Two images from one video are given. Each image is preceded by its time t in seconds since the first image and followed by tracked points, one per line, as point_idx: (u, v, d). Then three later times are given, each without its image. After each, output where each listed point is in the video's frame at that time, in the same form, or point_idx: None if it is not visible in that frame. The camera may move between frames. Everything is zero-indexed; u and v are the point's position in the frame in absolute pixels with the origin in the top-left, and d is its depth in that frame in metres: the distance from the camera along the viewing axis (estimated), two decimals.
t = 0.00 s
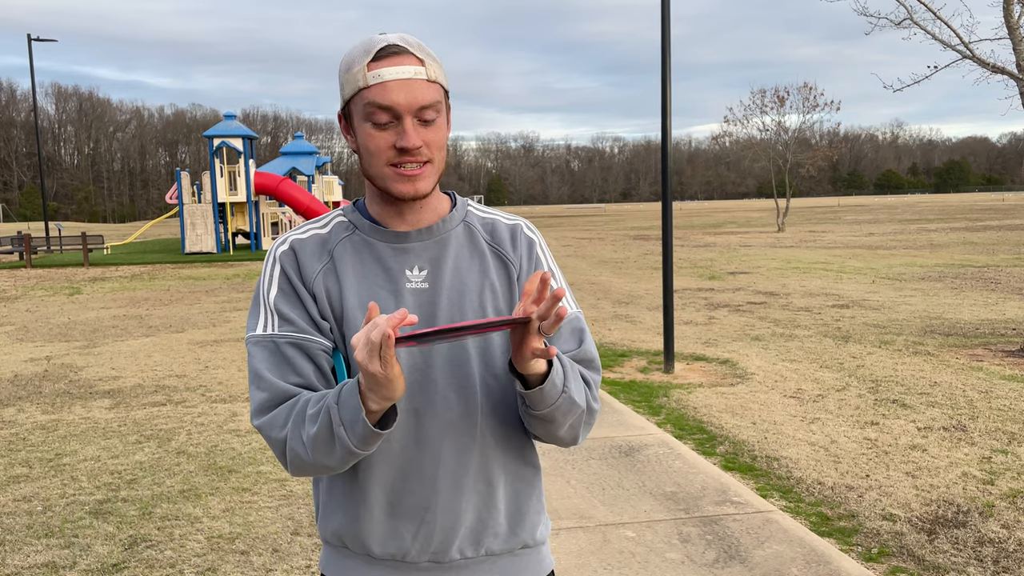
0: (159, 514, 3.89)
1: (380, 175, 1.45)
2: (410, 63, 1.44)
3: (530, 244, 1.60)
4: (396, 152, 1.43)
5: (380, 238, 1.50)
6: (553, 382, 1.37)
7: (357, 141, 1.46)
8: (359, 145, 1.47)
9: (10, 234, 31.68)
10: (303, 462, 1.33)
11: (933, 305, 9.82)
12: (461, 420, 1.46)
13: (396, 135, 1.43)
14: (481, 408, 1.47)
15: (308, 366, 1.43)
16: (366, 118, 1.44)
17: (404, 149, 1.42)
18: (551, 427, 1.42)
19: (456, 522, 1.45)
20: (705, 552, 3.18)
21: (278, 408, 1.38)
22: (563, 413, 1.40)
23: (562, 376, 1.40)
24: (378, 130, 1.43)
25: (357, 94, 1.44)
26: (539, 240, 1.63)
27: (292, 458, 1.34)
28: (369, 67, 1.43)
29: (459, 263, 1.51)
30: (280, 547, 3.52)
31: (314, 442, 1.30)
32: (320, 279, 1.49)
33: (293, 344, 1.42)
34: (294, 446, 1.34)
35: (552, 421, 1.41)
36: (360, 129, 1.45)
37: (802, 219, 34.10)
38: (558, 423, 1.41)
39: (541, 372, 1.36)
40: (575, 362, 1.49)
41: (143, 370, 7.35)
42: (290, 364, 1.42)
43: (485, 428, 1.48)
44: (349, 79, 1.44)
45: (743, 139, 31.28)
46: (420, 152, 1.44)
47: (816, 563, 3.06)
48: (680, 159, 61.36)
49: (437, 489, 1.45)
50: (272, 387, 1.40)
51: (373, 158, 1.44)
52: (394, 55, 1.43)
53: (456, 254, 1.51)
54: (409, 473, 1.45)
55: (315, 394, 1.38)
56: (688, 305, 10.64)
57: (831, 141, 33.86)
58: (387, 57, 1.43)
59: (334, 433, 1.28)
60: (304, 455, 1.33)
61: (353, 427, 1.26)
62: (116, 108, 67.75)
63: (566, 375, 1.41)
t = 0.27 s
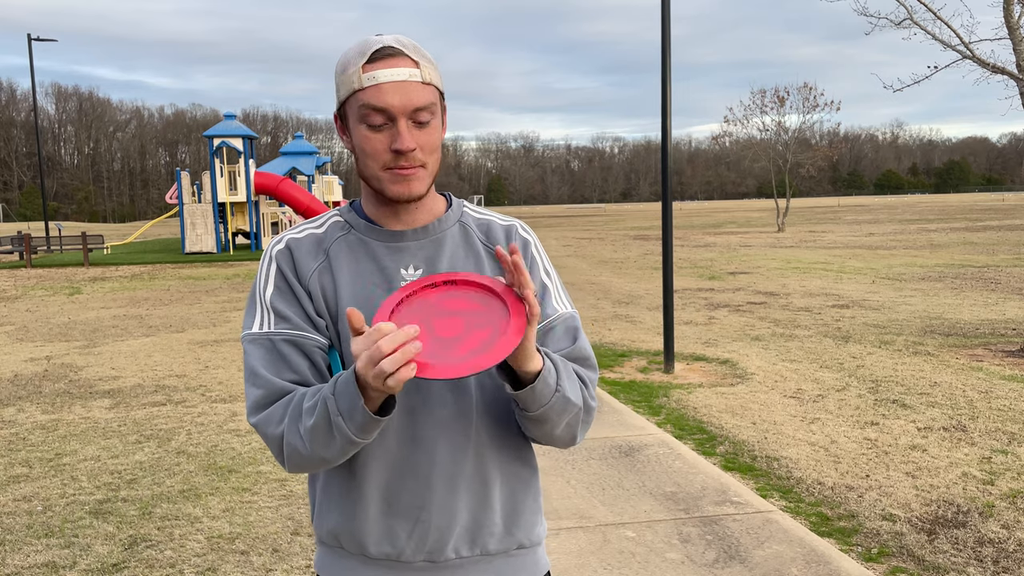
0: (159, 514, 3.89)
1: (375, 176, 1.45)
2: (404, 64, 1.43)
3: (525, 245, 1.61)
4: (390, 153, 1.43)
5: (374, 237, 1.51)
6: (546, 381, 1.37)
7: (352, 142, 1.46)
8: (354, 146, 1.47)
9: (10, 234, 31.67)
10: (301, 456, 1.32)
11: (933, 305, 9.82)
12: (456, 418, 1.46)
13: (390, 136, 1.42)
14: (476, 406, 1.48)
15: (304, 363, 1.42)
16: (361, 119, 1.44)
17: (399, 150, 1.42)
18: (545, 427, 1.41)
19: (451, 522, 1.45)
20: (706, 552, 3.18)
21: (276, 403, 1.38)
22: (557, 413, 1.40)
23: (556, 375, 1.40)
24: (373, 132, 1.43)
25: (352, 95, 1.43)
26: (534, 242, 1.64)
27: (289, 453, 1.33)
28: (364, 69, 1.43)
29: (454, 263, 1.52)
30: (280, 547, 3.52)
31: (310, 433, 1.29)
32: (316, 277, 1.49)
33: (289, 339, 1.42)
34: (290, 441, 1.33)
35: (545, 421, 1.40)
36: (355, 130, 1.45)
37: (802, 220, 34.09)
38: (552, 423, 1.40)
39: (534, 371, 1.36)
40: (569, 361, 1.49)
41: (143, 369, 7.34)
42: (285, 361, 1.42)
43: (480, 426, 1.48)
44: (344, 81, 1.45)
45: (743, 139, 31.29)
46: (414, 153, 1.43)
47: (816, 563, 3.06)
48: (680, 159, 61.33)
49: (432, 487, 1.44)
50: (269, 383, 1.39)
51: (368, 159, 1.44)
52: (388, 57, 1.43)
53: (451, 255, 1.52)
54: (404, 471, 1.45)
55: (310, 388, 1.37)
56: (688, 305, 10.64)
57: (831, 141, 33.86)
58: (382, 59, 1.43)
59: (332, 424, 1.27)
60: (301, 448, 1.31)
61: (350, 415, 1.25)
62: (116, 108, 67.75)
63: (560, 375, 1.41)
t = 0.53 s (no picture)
0: (159, 514, 3.90)
1: (371, 174, 1.46)
2: (402, 65, 1.43)
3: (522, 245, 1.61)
4: (386, 152, 1.43)
5: (370, 237, 1.50)
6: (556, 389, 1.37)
7: (348, 140, 1.47)
8: (350, 144, 1.47)
9: (10, 234, 31.70)
10: (293, 457, 1.33)
11: (933, 305, 9.83)
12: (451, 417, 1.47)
13: (387, 136, 1.43)
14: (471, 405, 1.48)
15: (300, 363, 1.42)
16: (358, 118, 1.44)
17: (395, 149, 1.43)
18: (554, 430, 1.42)
19: (447, 522, 1.45)
20: (706, 552, 3.18)
21: (269, 404, 1.38)
22: (565, 417, 1.41)
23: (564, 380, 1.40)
24: (369, 130, 1.43)
25: (349, 94, 1.44)
26: (531, 242, 1.64)
27: (281, 453, 1.34)
28: (361, 68, 1.43)
29: (450, 263, 1.51)
30: (280, 547, 3.52)
31: (302, 436, 1.30)
32: (312, 277, 1.49)
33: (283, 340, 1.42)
34: (282, 441, 1.33)
35: (553, 425, 1.41)
36: (353, 130, 1.45)
37: (802, 220, 34.09)
38: (561, 426, 1.41)
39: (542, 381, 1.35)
40: (570, 362, 1.48)
41: (143, 370, 7.35)
42: (281, 360, 1.42)
43: (476, 425, 1.48)
44: (341, 80, 1.45)
45: (743, 139, 31.30)
46: (410, 151, 1.44)
47: (816, 563, 3.06)
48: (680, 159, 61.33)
49: (428, 487, 1.44)
50: (264, 382, 1.40)
51: (364, 158, 1.45)
52: (386, 57, 1.43)
53: (448, 254, 1.52)
54: (400, 471, 1.45)
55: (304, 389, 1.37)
56: (688, 305, 10.64)
57: (831, 141, 33.87)
58: (379, 59, 1.43)
59: (322, 428, 1.27)
60: (293, 452, 1.32)
61: (341, 422, 1.25)
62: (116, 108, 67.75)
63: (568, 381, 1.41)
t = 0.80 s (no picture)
0: (159, 513, 3.89)
1: (359, 169, 1.46)
2: (389, 59, 1.44)
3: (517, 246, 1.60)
4: (372, 144, 1.43)
5: (363, 239, 1.50)
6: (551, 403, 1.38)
7: (337, 134, 1.47)
8: (339, 140, 1.48)
9: (10, 234, 31.70)
10: (284, 465, 1.35)
11: (933, 305, 9.82)
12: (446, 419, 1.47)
13: (373, 127, 1.43)
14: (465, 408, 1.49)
15: (292, 369, 1.43)
16: (346, 113, 1.45)
17: (381, 140, 1.42)
18: (546, 438, 1.42)
19: (442, 524, 1.45)
20: (705, 552, 3.18)
21: (262, 410, 1.40)
22: (559, 428, 1.42)
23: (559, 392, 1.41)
24: (356, 123, 1.44)
25: (337, 87, 1.45)
26: (526, 244, 1.63)
27: (273, 461, 1.36)
28: (348, 61, 1.44)
29: (445, 265, 1.50)
30: (280, 547, 3.52)
31: (294, 447, 1.31)
32: (306, 281, 1.49)
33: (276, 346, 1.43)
34: (274, 449, 1.35)
35: (545, 435, 1.42)
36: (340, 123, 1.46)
37: (802, 220, 34.07)
38: (553, 435, 1.42)
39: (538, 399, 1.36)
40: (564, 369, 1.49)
41: (143, 370, 7.35)
42: (274, 366, 1.43)
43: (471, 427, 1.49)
44: (329, 75, 1.46)
45: (743, 139, 31.28)
46: (397, 143, 1.43)
47: (816, 563, 3.06)
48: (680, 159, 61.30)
49: (423, 490, 1.44)
50: (256, 388, 1.41)
51: (351, 152, 1.44)
52: (374, 50, 1.44)
53: (443, 256, 1.51)
54: (394, 473, 1.44)
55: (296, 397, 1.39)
56: (688, 305, 10.64)
57: (831, 141, 33.85)
58: (366, 53, 1.45)
59: (315, 440, 1.29)
60: (285, 459, 1.34)
61: (334, 436, 1.27)
62: (116, 108, 67.75)
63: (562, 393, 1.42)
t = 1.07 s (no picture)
0: (159, 514, 3.89)
1: (351, 177, 1.44)
2: (389, 66, 1.43)
3: (512, 258, 1.60)
4: (367, 153, 1.42)
5: (353, 250, 1.48)
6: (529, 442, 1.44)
7: (331, 140, 1.46)
8: (333, 145, 1.46)
9: (10, 234, 31.70)
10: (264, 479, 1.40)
11: (933, 305, 9.82)
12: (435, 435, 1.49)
13: (369, 135, 1.42)
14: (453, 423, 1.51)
15: (271, 386, 1.46)
16: (342, 119, 1.44)
17: (376, 151, 1.41)
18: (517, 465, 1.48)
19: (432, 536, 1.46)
20: (705, 552, 3.18)
21: (243, 423, 1.43)
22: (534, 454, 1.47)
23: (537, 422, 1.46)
24: (352, 130, 1.43)
25: (333, 92, 1.44)
26: (521, 255, 1.63)
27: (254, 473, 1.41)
28: (347, 65, 1.43)
29: (439, 281, 1.50)
30: (280, 547, 3.52)
31: (276, 472, 1.35)
32: (291, 293, 1.48)
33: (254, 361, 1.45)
34: (258, 465, 1.40)
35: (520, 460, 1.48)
36: (334, 129, 1.45)
37: (802, 220, 34.09)
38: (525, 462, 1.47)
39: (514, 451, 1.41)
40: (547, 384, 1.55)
41: (143, 369, 7.35)
42: (253, 381, 1.46)
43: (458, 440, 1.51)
44: (327, 78, 1.45)
45: (743, 139, 31.30)
46: (393, 155, 1.42)
47: (816, 563, 3.06)
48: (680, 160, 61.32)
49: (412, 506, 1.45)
50: (237, 401, 1.44)
51: (343, 159, 1.43)
52: (373, 56, 1.43)
53: (436, 272, 1.50)
54: (384, 491, 1.45)
55: (277, 411, 1.42)
56: (688, 305, 10.64)
57: (831, 141, 33.87)
58: (367, 57, 1.44)
59: (297, 471, 1.33)
60: (268, 476, 1.38)
61: (318, 471, 1.30)
62: (116, 108, 67.76)
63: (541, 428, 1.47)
